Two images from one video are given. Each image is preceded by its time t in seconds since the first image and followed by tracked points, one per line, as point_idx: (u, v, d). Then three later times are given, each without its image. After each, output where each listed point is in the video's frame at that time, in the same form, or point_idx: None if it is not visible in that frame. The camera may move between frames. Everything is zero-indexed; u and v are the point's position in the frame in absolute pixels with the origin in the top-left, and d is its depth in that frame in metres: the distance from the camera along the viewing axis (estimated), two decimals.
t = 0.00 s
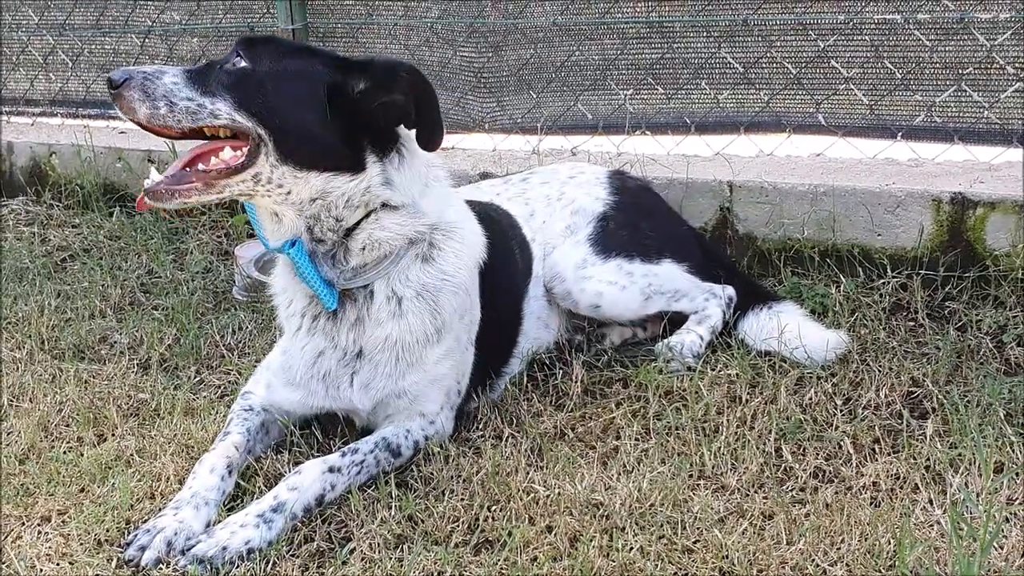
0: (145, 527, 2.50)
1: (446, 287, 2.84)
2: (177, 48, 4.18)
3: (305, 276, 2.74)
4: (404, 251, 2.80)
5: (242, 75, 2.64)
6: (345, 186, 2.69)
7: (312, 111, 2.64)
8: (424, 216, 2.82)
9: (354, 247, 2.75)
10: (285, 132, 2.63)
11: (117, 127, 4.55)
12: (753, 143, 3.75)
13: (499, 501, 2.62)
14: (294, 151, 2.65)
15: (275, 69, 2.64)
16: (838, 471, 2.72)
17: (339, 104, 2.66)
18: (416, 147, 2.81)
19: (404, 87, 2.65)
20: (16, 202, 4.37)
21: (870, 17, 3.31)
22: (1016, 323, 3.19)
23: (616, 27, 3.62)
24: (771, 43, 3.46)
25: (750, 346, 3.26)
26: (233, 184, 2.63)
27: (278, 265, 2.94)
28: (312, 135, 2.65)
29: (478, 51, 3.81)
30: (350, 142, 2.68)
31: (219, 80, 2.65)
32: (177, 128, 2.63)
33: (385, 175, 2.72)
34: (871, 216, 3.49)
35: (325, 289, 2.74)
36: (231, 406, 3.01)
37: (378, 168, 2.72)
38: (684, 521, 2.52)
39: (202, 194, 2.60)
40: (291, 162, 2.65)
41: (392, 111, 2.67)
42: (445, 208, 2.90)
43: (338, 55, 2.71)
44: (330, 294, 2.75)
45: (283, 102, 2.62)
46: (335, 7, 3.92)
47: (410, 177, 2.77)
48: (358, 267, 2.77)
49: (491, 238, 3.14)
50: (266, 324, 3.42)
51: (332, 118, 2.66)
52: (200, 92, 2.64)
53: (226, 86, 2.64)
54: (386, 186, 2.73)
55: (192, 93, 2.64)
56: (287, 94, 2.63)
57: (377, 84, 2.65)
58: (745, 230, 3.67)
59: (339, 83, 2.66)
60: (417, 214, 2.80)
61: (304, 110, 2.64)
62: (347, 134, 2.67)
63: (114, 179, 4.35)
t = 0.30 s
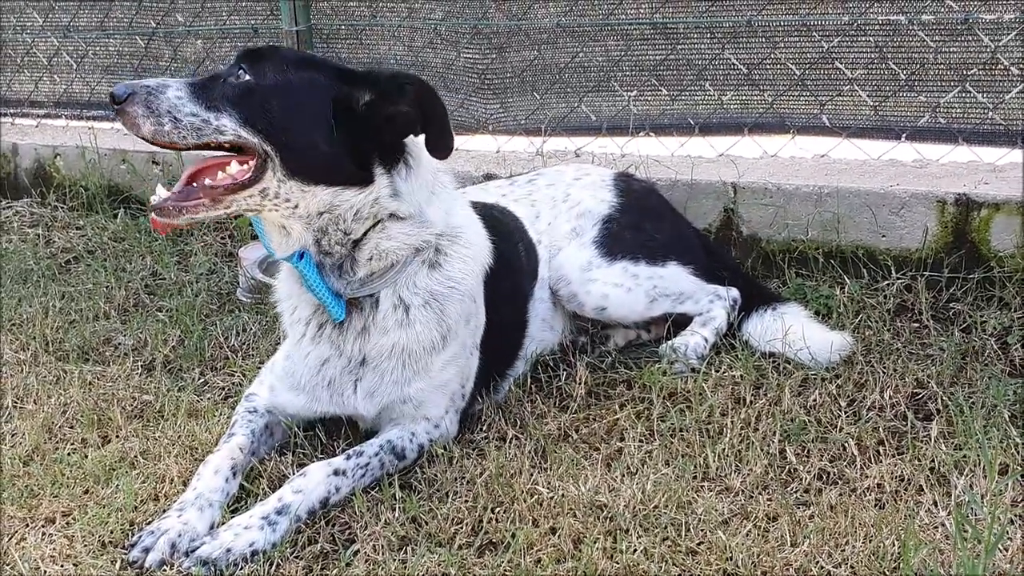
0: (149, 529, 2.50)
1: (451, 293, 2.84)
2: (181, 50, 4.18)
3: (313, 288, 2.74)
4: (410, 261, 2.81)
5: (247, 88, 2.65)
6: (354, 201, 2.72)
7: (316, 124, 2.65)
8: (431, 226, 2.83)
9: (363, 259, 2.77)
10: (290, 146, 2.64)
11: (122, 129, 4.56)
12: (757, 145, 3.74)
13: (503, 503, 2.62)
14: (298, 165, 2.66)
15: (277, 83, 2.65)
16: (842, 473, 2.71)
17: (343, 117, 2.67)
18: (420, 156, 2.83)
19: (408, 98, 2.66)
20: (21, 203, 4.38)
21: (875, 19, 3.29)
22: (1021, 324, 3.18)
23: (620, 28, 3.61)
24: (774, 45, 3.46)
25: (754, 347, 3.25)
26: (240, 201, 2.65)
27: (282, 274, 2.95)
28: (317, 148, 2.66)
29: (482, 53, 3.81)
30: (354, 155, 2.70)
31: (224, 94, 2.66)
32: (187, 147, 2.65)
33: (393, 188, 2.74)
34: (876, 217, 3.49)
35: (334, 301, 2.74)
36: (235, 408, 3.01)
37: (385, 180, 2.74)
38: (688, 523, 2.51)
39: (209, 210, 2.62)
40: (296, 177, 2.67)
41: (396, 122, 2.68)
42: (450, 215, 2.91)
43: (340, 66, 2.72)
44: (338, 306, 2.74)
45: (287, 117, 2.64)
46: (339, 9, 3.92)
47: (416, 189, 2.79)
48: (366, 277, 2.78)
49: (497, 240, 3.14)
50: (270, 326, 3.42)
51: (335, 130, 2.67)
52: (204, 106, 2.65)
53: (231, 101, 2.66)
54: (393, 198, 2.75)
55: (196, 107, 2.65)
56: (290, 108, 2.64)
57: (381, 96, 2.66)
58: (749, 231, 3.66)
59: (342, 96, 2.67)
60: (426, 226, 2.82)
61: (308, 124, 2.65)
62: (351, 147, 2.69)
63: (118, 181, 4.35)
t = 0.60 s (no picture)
0: (152, 531, 2.50)
1: (448, 296, 2.80)
2: (183, 51, 4.19)
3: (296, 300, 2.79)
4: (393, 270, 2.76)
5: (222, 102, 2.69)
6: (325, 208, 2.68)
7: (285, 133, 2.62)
8: (414, 235, 2.76)
9: (343, 266, 2.75)
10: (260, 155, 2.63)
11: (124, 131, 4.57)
12: (760, 146, 3.77)
13: (506, 504, 2.62)
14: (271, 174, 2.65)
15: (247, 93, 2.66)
16: (845, 474, 2.71)
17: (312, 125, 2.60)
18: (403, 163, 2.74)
19: (367, 102, 2.52)
20: (24, 205, 4.38)
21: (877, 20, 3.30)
22: None
23: (622, 30, 3.62)
24: (777, 46, 3.46)
25: (757, 350, 3.25)
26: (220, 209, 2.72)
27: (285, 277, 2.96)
28: (285, 157, 2.63)
29: (485, 54, 3.81)
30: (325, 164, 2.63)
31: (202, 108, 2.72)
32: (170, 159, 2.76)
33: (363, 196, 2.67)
34: (878, 219, 3.49)
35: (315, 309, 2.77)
36: (238, 409, 3.01)
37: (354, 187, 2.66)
38: (691, 524, 2.51)
39: (193, 220, 2.73)
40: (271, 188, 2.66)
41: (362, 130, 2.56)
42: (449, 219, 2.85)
43: (315, 71, 2.65)
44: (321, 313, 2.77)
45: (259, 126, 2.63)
46: (342, 10, 3.93)
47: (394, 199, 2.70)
48: (347, 284, 2.76)
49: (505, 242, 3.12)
50: (273, 327, 3.42)
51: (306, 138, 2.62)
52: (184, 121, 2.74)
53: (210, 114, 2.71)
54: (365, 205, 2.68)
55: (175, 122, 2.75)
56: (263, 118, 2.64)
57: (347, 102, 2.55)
58: (752, 233, 3.66)
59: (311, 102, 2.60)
60: (404, 235, 2.74)
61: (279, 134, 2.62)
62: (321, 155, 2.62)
63: (121, 182, 4.36)
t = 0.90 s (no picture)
0: (152, 532, 2.51)
1: (425, 291, 2.78)
2: (185, 53, 4.20)
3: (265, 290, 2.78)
4: (358, 265, 2.71)
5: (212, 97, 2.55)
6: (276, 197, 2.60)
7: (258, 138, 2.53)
8: (371, 232, 2.68)
9: (304, 260, 2.70)
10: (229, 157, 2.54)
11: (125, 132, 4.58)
12: (761, 147, 3.74)
13: (506, 505, 2.63)
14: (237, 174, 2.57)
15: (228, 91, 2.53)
16: (845, 476, 2.72)
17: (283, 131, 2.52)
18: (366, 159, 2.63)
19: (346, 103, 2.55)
20: (25, 206, 4.39)
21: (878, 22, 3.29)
22: None
23: (623, 31, 3.61)
24: (778, 48, 3.46)
25: (758, 351, 3.25)
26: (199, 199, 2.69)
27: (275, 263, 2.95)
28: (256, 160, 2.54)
29: (486, 55, 3.81)
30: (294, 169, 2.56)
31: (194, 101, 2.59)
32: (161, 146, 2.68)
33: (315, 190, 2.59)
34: (880, 220, 3.50)
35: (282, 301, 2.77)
36: (238, 410, 3.01)
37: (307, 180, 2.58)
38: (691, 526, 2.52)
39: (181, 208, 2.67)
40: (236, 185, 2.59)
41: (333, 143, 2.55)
42: (423, 215, 2.77)
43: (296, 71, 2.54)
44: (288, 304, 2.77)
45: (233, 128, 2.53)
46: (342, 13, 3.89)
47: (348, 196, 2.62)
48: (309, 279, 2.73)
49: (505, 242, 3.11)
50: (273, 329, 3.43)
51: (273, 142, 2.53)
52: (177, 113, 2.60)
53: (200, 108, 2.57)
54: (316, 199, 2.60)
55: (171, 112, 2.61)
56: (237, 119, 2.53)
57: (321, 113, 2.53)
58: (753, 234, 3.67)
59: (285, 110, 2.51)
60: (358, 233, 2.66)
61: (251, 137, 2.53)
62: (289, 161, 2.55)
63: (122, 184, 4.37)
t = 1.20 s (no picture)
0: (158, 532, 2.51)
1: (421, 290, 2.78)
2: (191, 54, 4.20)
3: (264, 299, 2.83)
4: (352, 269, 2.74)
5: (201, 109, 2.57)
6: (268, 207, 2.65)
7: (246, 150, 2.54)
8: (360, 236, 2.70)
9: (300, 267, 2.73)
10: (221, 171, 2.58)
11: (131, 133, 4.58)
12: (766, 147, 3.74)
13: (512, 506, 2.63)
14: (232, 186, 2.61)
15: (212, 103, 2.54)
16: (851, 477, 2.72)
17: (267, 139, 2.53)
18: (346, 160, 2.65)
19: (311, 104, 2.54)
20: (32, 206, 4.39)
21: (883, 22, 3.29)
22: None
23: (629, 32, 3.62)
24: (784, 48, 3.46)
25: (763, 352, 3.25)
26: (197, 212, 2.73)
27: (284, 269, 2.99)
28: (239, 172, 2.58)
29: (491, 56, 3.82)
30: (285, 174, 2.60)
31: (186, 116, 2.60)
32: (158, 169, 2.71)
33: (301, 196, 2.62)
34: (885, 221, 3.49)
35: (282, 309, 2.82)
36: (244, 411, 3.02)
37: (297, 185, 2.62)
38: (696, 526, 2.52)
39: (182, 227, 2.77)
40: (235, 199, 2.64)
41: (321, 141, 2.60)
42: (414, 214, 2.79)
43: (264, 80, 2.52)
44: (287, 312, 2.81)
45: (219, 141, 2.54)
46: (348, 14, 3.90)
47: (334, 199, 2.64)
48: (305, 284, 2.75)
49: (509, 242, 3.11)
50: (279, 329, 3.43)
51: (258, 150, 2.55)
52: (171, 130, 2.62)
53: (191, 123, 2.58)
54: (303, 205, 2.64)
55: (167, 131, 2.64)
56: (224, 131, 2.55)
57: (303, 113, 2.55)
58: (758, 235, 3.66)
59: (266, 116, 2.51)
60: (347, 237, 2.68)
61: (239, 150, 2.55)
62: (279, 168, 2.58)
63: (128, 184, 4.37)
